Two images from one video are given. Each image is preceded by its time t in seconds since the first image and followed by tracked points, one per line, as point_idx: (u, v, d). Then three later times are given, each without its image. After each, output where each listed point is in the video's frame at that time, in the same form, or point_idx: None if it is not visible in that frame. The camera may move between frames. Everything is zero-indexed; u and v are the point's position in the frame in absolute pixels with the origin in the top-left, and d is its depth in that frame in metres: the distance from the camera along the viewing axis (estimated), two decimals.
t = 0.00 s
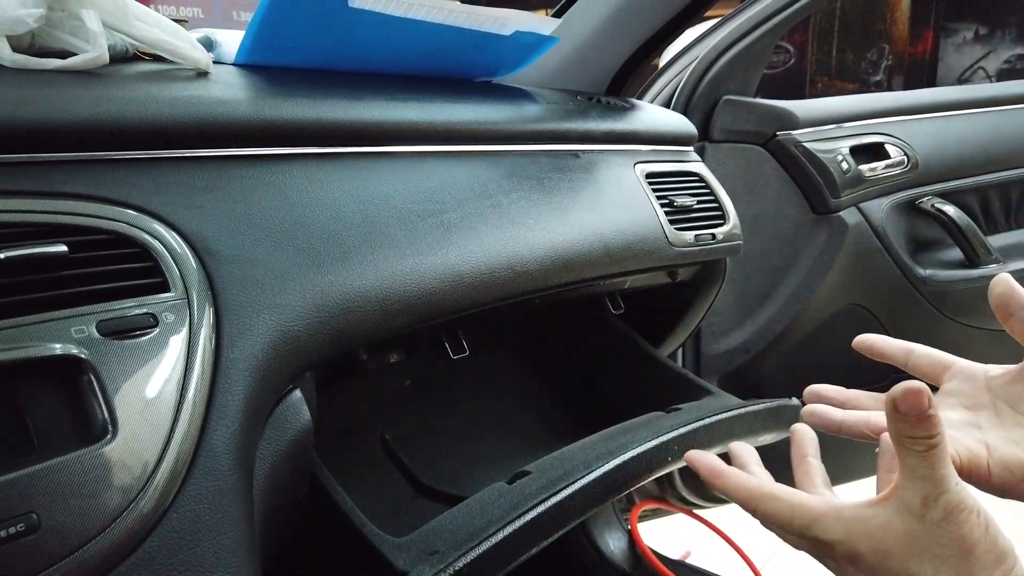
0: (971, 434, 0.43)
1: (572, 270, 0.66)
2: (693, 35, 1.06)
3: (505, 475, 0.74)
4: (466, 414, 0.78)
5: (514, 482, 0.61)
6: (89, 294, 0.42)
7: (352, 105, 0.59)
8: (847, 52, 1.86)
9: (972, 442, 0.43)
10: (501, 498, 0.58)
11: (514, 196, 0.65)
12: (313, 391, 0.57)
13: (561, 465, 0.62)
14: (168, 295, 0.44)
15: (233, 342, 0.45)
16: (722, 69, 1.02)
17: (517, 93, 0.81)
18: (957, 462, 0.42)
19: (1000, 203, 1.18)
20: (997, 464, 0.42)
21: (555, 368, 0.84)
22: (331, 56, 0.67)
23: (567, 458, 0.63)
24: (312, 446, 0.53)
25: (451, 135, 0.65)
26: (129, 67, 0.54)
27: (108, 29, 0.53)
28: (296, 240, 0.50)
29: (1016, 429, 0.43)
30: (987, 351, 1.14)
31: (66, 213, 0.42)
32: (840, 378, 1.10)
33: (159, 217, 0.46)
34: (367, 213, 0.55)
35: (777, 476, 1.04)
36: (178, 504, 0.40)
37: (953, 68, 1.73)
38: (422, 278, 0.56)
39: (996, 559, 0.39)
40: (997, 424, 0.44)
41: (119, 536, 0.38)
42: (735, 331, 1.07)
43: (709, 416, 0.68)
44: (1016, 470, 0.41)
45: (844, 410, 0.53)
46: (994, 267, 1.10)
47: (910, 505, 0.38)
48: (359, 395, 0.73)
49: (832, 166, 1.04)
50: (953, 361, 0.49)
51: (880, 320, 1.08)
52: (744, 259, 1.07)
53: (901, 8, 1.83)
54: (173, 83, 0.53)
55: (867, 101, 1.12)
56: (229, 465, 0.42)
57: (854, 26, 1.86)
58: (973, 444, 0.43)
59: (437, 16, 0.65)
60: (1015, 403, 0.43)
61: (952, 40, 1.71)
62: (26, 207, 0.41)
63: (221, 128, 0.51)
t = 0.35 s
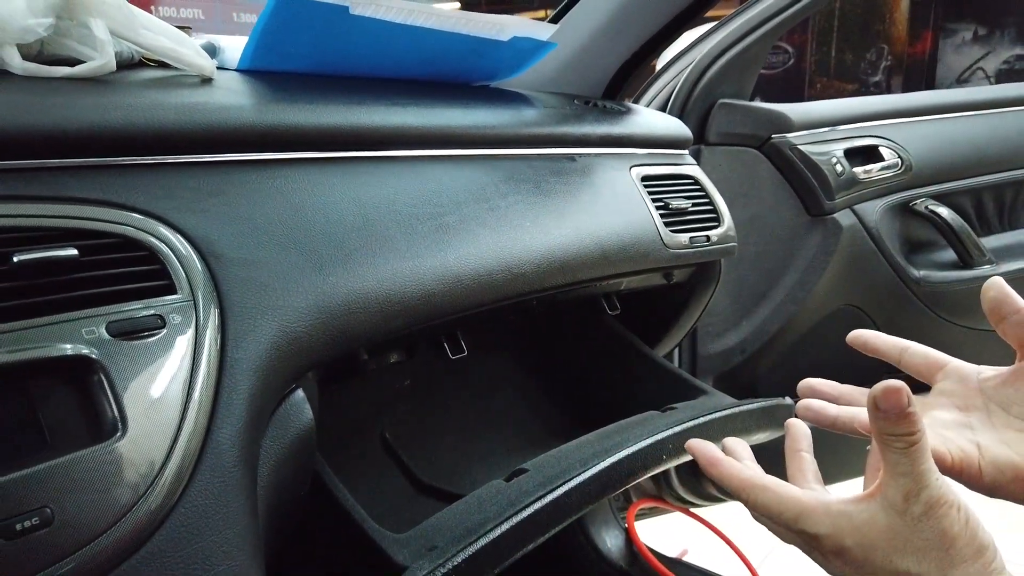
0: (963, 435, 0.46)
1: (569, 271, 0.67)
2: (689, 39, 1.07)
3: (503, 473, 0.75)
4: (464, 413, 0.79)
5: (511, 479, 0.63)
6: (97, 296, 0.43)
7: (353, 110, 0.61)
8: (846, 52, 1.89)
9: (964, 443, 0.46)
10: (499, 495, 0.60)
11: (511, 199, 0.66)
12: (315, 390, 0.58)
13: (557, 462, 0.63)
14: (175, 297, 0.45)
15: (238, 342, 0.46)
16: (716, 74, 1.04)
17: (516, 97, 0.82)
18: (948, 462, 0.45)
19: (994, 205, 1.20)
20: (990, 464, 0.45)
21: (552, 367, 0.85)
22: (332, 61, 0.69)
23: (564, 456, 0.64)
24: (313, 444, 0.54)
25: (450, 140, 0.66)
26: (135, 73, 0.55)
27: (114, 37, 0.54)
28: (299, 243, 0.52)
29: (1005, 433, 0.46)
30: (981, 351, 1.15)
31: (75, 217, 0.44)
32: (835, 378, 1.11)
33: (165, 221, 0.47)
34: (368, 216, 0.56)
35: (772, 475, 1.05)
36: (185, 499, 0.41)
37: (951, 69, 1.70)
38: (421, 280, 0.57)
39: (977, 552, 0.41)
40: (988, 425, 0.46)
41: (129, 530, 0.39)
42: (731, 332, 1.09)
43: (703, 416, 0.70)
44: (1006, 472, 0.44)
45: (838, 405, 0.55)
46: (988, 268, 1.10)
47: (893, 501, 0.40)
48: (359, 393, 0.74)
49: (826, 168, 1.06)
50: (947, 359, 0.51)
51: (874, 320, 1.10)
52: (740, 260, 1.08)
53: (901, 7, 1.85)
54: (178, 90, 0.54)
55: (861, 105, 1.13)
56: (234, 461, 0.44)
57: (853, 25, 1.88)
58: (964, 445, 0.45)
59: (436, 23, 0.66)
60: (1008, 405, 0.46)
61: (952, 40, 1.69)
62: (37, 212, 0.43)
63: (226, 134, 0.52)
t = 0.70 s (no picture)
0: (951, 449, 0.54)
1: (570, 272, 0.68)
2: (689, 41, 1.08)
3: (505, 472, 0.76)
4: (466, 411, 0.80)
5: (514, 477, 0.63)
6: (108, 297, 0.44)
7: (358, 114, 0.62)
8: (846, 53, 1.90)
9: (951, 457, 0.53)
10: (502, 492, 0.60)
11: (513, 201, 0.67)
12: (321, 390, 0.59)
13: (558, 461, 0.64)
14: (185, 298, 0.46)
15: (246, 342, 0.47)
16: (716, 76, 1.05)
17: (517, 99, 0.83)
18: (935, 476, 0.52)
19: (991, 206, 1.20)
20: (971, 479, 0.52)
21: (554, 367, 0.86)
22: (336, 65, 0.69)
23: (565, 454, 0.65)
24: (320, 442, 0.55)
25: (453, 142, 0.67)
26: (143, 77, 0.56)
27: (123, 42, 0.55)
28: (305, 245, 0.53)
29: (991, 444, 0.53)
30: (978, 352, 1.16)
31: (86, 219, 0.45)
32: (833, 378, 1.12)
33: (174, 222, 0.48)
34: (372, 218, 0.57)
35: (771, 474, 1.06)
36: (195, 496, 0.42)
37: (951, 69, 1.68)
38: (425, 281, 0.58)
39: (965, 557, 0.44)
40: (977, 436, 0.54)
41: (141, 525, 0.40)
42: (730, 332, 1.10)
43: (702, 415, 0.70)
44: (991, 482, 0.52)
45: (831, 416, 0.62)
46: (986, 269, 1.12)
47: (882, 509, 0.44)
48: (363, 393, 0.75)
49: (825, 169, 1.07)
50: (937, 374, 0.58)
51: (872, 320, 1.11)
52: (739, 261, 1.09)
53: (900, 6, 1.86)
54: (186, 94, 0.55)
55: (860, 107, 1.14)
56: (243, 459, 0.45)
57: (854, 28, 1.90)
58: (953, 461, 0.53)
59: (439, 27, 0.67)
60: (995, 418, 0.53)
61: (952, 40, 1.69)
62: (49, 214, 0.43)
63: (233, 137, 0.53)
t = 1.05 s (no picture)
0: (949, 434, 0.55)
1: (568, 274, 0.69)
2: (687, 44, 1.09)
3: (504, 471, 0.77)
4: (466, 411, 0.81)
5: (513, 477, 0.64)
6: (116, 301, 0.45)
7: (359, 119, 0.63)
8: (846, 53, 1.89)
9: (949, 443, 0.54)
10: (501, 492, 0.61)
11: (512, 204, 0.68)
12: (323, 390, 0.60)
13: (556, 461, 0.65)
14: (190, 301, 0.47)
15: (250, 345, 0.48)
16: (713, 80, 1.06)
17: (516, 103, 0.84)
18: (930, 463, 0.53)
19: (987, 208, 1.21)
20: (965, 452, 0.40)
21: (552, 368, 0.87)
22: (338, 70, 0.70)
23: (564, 454, 0.66)
24: (322, 442, 0.56)
25: (453, 146, 0.68)
26: (148, 84, 0.57)
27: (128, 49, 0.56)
28: (308, 249, 0.53)
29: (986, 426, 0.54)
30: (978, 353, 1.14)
31: (93, 224, 0.45)
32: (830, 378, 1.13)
33: (178, 227, 0.49)
34: (373, 222, 0.58)
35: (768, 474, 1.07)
36: (201, 495, 0.43)
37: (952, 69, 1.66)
38: (425, 284, 0.59)
39: (929, 541, 0.41)
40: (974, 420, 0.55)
41: (149, 524, 0.41)
42: (727, 332, 1.11)
43: (699, 415, 0.71)
44: (985, 459, 0.39)
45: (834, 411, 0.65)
46: (981, 271, 1.13)
47: (839, 498, 0.41)
48: (365, 393, 0.76)
49: (822, 171, 1.07)
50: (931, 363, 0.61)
51: (868, 321, 1.12)
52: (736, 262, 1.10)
53: (900, 7, 1.86)
54: (190, 100, 0.56)
55: (856, 110, 1.15)
56: (247, 459, 0.46)
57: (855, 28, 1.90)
58: (944, 435, 0.41)
59: (439, 32, 0.68)
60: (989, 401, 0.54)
61: (951, 40, 1.70)
62: (57, 220, 0.44)
63: (236, 142, 0.54)
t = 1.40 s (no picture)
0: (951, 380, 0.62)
1: (566, 271, 0.69)
2: (685, 44, 1.10)
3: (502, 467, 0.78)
4: (465, 408, 0.82)
5: (511, 471, 0.65)
6: (119, 295, 0.45)
7: (360, 117, 0.63)
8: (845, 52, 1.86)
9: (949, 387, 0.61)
10: (499, 486, 0.62)
11: (510, 202, 0.68)
12: (323, 385, 0.61)
13: (554, 455, 0.66)
14: (193, 296, 0.48)
15: (252, 339, 0.49)
16: (711, 79, 1.06)
17: (514, 102, 0.85)
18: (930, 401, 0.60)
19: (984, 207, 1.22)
20: (1007, 366, 0.38)
21: (551, 365, 0.88)
22: (338, 69, 0.71)
23: (562, 449, 0.67)
24: (323, 436, 0.56)
25: (452, 145, 0.68)
26: (151, 82, 0.57)
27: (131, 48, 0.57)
28: (309, 245, 0.54)
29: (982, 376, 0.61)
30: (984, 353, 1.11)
31: (96, 220, 0.46)
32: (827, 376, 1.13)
33: (180, 223, 0.50)
34: (373, 219, 0.59)
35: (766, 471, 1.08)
36: (204, 486, 0.44)
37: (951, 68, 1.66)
38: (424, 280, 0.59)
39: None
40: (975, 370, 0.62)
41: (153, 514, 0.42)
42: (725, 330, 1.11)
43: (696, 410, 0.72)
44: None
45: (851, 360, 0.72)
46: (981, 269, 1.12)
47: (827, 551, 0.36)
48: (364, 389, 0.77)
49: (819, 170, 1.08)
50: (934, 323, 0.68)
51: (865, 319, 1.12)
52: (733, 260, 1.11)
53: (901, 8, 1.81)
54: (192, 98, 0.56)
55: (852, 109, 1.16)
56: (249, 451, 0.46)
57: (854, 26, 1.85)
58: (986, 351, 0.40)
59: (438, 31, 0.68)
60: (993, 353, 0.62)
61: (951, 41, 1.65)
62: (61, 216, 0.45)
63: (238, 139, 0.55)
